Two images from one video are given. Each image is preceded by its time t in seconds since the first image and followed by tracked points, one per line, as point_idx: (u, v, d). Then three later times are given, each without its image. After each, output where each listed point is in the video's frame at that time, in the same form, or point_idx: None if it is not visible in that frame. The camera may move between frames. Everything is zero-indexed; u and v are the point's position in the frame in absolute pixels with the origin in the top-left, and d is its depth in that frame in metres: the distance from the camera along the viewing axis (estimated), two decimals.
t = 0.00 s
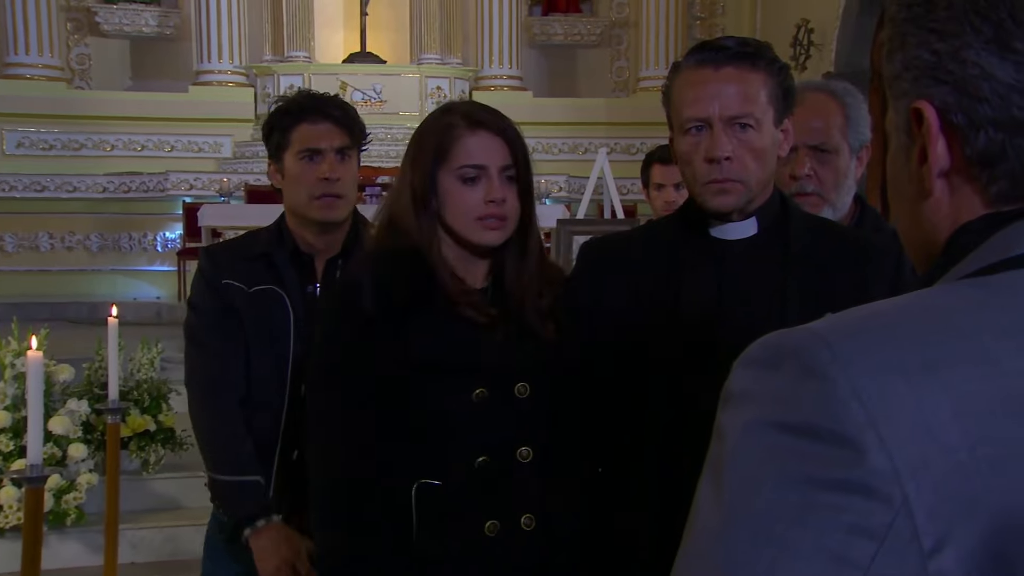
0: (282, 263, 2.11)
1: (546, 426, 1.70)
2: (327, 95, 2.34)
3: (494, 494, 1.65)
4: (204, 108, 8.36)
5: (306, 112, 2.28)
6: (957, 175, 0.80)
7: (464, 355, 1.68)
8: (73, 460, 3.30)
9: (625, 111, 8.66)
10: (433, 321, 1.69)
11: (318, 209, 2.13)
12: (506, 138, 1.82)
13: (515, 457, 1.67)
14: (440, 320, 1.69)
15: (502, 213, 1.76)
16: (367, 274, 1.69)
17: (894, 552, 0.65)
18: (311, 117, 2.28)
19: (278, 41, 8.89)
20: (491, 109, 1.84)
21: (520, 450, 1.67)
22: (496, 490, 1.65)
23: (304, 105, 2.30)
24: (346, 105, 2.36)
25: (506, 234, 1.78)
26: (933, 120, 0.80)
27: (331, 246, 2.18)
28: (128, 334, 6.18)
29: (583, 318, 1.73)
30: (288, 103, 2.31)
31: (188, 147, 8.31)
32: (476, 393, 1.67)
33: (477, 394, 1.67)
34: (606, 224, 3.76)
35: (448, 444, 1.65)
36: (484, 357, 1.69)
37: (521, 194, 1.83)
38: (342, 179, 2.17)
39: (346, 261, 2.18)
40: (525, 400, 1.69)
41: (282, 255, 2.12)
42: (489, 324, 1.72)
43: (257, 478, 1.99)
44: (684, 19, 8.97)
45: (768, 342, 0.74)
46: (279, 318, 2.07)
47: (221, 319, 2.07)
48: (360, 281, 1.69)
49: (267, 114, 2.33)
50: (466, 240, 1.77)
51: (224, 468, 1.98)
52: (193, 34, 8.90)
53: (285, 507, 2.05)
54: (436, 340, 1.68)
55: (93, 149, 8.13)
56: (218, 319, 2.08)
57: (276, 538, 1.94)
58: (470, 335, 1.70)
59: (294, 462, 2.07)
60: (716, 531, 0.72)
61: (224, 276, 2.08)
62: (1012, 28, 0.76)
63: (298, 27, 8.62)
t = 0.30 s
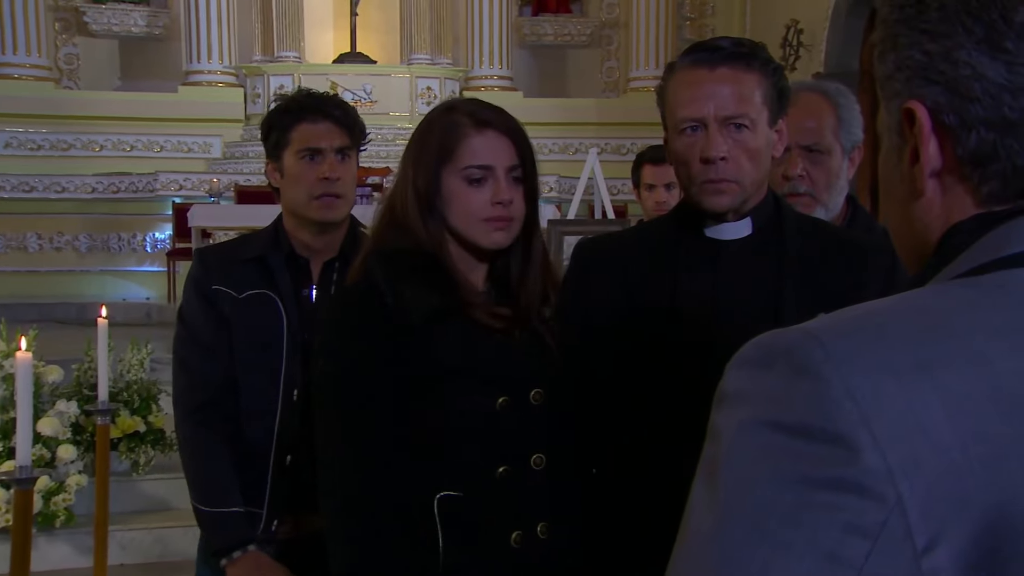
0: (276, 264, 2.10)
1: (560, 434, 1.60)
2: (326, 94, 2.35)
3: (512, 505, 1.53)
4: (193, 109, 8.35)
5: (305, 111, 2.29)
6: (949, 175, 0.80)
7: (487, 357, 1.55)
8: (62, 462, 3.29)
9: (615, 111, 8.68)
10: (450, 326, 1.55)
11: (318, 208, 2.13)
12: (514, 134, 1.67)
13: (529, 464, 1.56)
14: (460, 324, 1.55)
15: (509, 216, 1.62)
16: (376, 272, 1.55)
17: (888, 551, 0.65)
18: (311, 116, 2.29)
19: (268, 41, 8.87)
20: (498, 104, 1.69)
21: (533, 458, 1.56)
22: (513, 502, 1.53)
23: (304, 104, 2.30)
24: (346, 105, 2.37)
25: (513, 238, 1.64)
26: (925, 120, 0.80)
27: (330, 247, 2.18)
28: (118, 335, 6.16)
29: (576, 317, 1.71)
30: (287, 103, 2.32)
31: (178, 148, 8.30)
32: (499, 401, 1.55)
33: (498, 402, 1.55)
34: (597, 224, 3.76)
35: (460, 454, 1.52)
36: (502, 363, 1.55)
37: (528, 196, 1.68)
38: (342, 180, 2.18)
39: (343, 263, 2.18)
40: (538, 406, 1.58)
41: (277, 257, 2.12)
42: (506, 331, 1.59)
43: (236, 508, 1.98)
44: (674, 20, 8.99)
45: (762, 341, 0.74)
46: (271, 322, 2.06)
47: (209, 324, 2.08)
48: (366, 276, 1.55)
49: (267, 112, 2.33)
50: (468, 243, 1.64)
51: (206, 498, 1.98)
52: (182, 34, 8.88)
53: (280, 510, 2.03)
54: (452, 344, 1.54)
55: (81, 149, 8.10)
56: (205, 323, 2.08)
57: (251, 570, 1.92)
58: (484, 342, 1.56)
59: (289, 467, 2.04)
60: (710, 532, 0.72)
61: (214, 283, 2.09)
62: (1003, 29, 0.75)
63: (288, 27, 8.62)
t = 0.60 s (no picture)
0: (268, 266, 2.10)
1: (570, 443, 1.50)
2: (321, 95, 2.35)
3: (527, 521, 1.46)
4: (182, 111, 8.33)
5: (300, 112, 2.29)
6: (942, 175, 0.81)
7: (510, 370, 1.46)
8: (51, 464, 3.29)
9: (605, 113, 8.68)
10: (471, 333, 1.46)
11: (313, 209, 2.13)
12: (524, 130, 1.57)
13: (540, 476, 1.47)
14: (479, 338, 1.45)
15: (520, 217, 1.53)
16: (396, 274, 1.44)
17: (882, 549, 0.65)
18: (306, 117, 2.29)
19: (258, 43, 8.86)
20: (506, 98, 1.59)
21: (544, 469, 1.47)
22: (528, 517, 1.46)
23: (299, 104, 2.30)
24: (341, 106, 2.38)
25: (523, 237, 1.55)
26: (919, 122, 0.81)
27: (323, 248, 2.17)
28: (107, 338, 6.13)
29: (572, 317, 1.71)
30: (282, 103, 2.32)
31: (167, 149, 8.28)
32: (521, 411, 1.46)
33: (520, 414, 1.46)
34: (587, 225, 3.77)
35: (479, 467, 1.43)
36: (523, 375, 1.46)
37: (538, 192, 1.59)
38: (337, 181, 2.18)
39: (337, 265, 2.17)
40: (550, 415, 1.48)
41: (269, 259, 2.11)
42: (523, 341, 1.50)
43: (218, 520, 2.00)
44: (664, 21, 9.01)
45: (757, 341, 0.74)
46: (261, 324, 2.06)
47: (199, 327, 2.08)
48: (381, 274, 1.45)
49: (261, 113, 2.33)
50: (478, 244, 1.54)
51: (193, 511, 1.98)
52: (171, 35, 8.86)
53: (269, 514, 2.00)
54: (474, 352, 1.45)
55: (70, 151, 8.07)
56: (194, 327, 2.08)
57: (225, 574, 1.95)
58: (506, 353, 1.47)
59: (278, 470, 2.01)
60: (705, 532, 0.72)
61: (203, 286, 2.08)
62: (996, 30, 0.75)
63: (278, 28, 8.60)
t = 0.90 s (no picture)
0: (247, 267, 2.09)
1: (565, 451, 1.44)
2: (304, 97, 2.34)
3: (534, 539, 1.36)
4: (161, 112, 8.27)
5: (283, 114, 2.28)
6: (927, 177, 0.81)
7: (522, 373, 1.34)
8: (27, 469, 3.26)
9: (586, 115, 8.69)
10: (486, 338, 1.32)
11: (296, 212, 2.13)
12: (522, 119, 1.50)
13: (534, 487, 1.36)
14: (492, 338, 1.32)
15: (522, 209, 1.45)
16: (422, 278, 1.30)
17: (868, 548, 0.66)
18: (289, 118, 2.28)
19: (237, 44, 8.82)
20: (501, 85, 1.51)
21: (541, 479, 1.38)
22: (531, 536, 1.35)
23: (282, 106, 2.29)
24: (324, 108, 2.37)
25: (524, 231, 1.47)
26: (904, 124, 0.81)
27: (305, 250, 2.17)
28: (85, 341, 6.08)
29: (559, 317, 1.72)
30: (264, 105, 2.31)
31: (145, 151, 8.24)
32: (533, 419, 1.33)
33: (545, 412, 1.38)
34: (568, 227, 3.78)
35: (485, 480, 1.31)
36: (532, 378, 1.34)
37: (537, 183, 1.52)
38: (320, 184, 2.17)
39: (319, 267, 2.16)
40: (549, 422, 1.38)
41: (248, 260, 2.11)
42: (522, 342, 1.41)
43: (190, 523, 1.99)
44: (644, 23, 9.04)
45: (744, 341, 0.75)
46: (239, 324, 2.05)
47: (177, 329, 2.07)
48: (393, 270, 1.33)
49: (244, 114, 2.32)
50: (479, 240, 1.45)
51: (166, 515, 1.97)
52: (149, 36, 8.81)
53: (245, 517, 1.99)
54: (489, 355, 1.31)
55: (46, 152, 8.00)
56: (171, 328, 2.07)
57: None
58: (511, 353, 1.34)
59: (256, 472, 2.00)
60: (691, 532, 0.72)
61: (181, 285, 2.07)
62: (980, 34, 0.76)
63: (257, 30, 8.58)
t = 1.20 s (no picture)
0: (236, 264, 2.10)
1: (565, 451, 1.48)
2: (298, 96, 2.35)
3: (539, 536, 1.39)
4: (145, 110, 8.22)
5: (276, 112, 2.29)
6: (904, 178, 0.83)
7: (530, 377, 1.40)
8: (11, 468, 3.24)
9: (573, 114, 8.71)
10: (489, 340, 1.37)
11: (287, 209, 2.13)
12: (512, 107, 1.51)
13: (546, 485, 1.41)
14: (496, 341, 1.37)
15: (515, 195, 1.45)
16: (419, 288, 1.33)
17: (878, 535, 0.67)
18: (281, 117, 2.28)
19: (223, 42, 8.79)
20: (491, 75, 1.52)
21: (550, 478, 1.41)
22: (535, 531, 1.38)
23: (274, 105, 2.30)
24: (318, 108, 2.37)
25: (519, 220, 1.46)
26: (880, 125, 0.83)
27: (296, 248, 2.16)
28: (69, 339, 6.05)
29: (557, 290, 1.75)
30: (258, 103, 2.32)
31: (130, 149, 8.21)
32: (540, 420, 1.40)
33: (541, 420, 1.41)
34: (557, 225, 3.79)
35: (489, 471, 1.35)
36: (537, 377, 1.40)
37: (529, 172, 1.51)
38: (311, 182, 2.17)
39: (310, 265, 2.16)
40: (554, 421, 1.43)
41: (237, 256, 2.11)
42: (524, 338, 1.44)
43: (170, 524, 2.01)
44: (632, 22, 9.06)
45: (742, 334, 0.76)
46: (229, 320, 2.05)
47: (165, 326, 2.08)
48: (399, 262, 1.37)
49: (237, 112, 2.33)
50: (473, 231, 1.45)
51: (147, 515, 1.98)
52: (134, 33, 8.79)
53: (233, 515, 1.99)
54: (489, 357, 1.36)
55: (30, 150, 7.99)
56: (158, 326, 2.07)
57: None
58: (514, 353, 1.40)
59: (244, 469, 2.01)
60: (695, 522, 0.73)
61: (169, 281, 2.07)
62: (954, 36, 0.77)
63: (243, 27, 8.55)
